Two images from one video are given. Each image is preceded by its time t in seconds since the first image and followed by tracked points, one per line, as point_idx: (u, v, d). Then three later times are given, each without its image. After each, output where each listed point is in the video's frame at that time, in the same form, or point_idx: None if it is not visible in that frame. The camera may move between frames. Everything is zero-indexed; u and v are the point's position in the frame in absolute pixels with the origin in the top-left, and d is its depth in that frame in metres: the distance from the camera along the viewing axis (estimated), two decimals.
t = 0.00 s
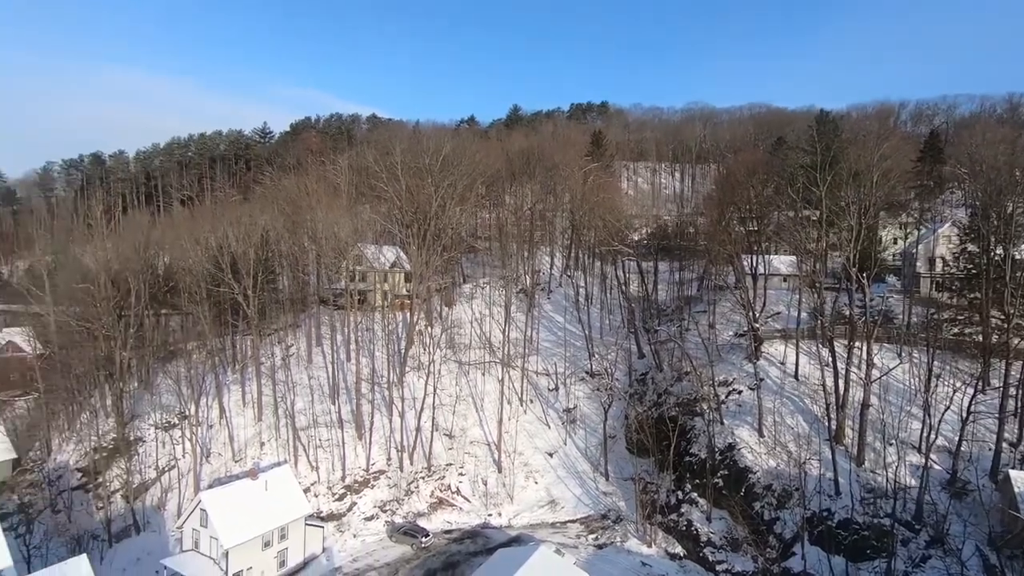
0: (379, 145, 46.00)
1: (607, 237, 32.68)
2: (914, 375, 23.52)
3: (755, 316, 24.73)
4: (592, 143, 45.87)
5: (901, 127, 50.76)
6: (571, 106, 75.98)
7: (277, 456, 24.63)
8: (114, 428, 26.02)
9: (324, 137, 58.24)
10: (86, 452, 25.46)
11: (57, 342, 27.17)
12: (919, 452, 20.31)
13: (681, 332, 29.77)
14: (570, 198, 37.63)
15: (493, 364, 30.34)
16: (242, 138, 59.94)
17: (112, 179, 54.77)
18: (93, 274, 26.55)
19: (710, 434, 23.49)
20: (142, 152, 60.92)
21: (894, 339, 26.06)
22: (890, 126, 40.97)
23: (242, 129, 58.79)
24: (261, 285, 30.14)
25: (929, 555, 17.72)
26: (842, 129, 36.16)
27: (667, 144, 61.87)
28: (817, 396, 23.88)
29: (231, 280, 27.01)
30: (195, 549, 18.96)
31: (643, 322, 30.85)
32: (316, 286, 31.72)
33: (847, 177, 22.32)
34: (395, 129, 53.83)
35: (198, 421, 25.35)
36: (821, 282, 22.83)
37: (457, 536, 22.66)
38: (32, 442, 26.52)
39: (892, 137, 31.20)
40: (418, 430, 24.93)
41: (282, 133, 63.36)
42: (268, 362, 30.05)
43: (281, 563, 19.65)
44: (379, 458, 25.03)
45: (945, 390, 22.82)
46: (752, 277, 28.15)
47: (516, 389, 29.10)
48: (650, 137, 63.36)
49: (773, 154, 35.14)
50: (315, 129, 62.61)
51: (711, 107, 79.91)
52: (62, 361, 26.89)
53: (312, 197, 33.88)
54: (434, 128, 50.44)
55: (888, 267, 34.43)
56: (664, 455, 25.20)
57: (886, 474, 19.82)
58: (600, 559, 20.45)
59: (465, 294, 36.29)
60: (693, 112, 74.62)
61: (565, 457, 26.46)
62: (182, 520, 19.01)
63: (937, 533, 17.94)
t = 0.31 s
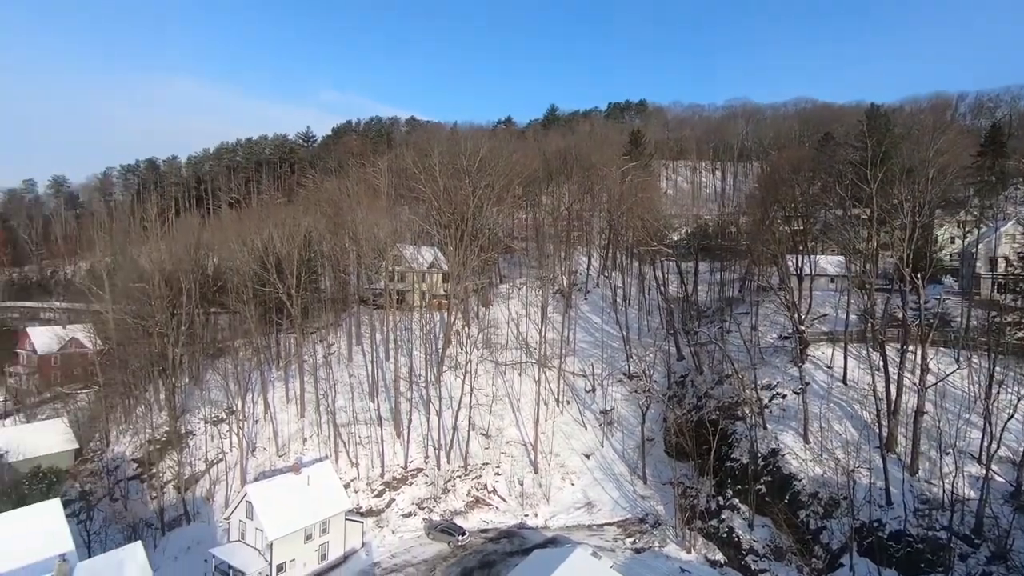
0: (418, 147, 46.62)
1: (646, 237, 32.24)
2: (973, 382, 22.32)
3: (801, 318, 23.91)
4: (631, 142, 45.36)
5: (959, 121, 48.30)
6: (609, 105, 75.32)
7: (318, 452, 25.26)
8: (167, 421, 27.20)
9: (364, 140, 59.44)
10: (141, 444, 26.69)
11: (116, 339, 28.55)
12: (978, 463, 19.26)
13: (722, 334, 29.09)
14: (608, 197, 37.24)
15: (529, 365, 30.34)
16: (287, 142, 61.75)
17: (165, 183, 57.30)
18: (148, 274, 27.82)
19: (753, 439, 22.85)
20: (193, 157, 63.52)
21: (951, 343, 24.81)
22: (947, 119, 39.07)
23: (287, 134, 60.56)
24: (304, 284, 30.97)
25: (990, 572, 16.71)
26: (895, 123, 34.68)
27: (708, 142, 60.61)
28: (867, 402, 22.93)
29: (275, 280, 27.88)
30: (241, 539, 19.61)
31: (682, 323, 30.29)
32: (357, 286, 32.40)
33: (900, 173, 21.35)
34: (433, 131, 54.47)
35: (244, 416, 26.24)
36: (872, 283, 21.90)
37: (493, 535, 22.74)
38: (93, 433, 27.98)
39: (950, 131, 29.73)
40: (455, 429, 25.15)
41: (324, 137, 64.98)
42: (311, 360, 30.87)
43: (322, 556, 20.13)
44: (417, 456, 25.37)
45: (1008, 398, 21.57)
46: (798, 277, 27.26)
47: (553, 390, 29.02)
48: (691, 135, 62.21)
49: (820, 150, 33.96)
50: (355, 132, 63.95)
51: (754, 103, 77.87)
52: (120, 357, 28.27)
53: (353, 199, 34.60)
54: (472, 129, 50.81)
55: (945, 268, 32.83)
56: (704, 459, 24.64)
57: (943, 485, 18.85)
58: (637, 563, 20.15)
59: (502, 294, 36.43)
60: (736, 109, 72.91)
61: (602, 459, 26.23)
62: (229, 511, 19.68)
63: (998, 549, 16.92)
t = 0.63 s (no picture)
0: (467, 149, 47.16)
1: (698, 237, 31.45)
2: None
3: (865, 322, 22.70)
4: (682, 140, 44.35)
5: None
6: (660, 103, 73.94)
7: (370, 448, 25.91)
8: (230, 415, 28.57)
9: (415, 143, 60.61)
10: (206, 435, 28.10)
11: (184, 336, 30.22)
12: None
13: (779, 337, 28.02)
14: (658, 197, 36.53)
15: (577, 366, 30.15)
16: (341, 146, 63.70)
17: (229, 187, 60.22)
18: (213, 274, 29.29)
19: (812, 447, 21.88)
20: (255, 162, 66.48)
21: None
22: None
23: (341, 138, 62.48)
24: (357, 284, 31.85)
25: None
26: (971, 114, 32.48)
27: (765, 139, 58.56)
28: (939, 412, 21.55)
29: (330, 280, 28.82)
30: (297, 530, 20.31)
31: (736, 326, 29.36)
32: (407, 286, 33.04)
33: (977, 168, 19.98)
34: (482, 133, 54.93)
35: (301, 411, 27.23)
36: (945, 286, 20.57)
37: (541, 536, 22.67)
38: (163, 424, 29.68)
39: None
40: (503, 429, 25.26)
41: (377, 140, 66.66)
42: (363, 358, 31.72)
43: (373, 550, 20.61)
44: (465, 455, 25.62)
45: None
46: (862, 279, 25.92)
47: (601, 392, 28.70)
48: (746, 132, 60.28)
49: (886, 145, 32.22)
50: (406, 135, 65.28)
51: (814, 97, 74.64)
52: (187, 353, 29.89)
53: (404, 201, 35.33)
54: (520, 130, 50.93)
55: None
56: (759, 468, 23.75)
57: None
58: (688, 572, 19.57)
59: (550, 295, 36.36)
60: (794, 103, 70.14)
61: (651, 463, 25.74)
62: (287, 502, 20.42)
63: None
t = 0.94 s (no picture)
0: (513, 151, 47.36)
1: (751, 237, 30.46)
2: None
3: (935, 326, 21.40)
4: (734, 137, 43.07)
5: None
6: (710, 100, 72.07)
7: (418, 446, 26.36)
8: (285, 410, 29.66)
9: (462, 145, 61.34)
10: (263, 430, 29.26)
11: (243, 333, 31.57)
12: None
13: (838, 341, 26.80)
14: (709, 196, 35.58)
15: (624, 368, 29.73)
16: (390, 150, 65.15)
17: (285, 191, 62.54)
18: (270, 274, 30.50)
19: (875, 457, 20.81)
20: (309, 167, 68.86)
21: None
22: None
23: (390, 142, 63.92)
24: (405, 285, 32.46)
25: None
26: None
27: (823, 134, 56.15)
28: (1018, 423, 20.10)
29: (380, 280, 29.51)
30: (348, 524, 20.83)
31: (792, 329, 28.26)
32: (454, 287, 33.43)
33: None
34: (528, 134, 54.96)
35: (351, 408, 27.98)
36: None
37: (586, 540, 22.45)
38: (223, 418, 31.09)
39: None
40: (549, 430, 25.20)
41: (425, 143, 67.78)
42: (411, 357, 32.31)
43: (420, 546, 20.93)
44: (511, 455, 25.68)
45: None
46: (931, 280, 24.46)
47: (649, 395, 28.18)
48: (802, 127, 57.98)
49: (958, 137, 30.30)
50: (454, 138, 66.10)
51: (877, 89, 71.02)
52: (246, 350, 31.21)
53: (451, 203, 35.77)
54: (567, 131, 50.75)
55: None
56: (816, 477, 22.76)
57: None
58: None
59: (596, 296, 36.01)
60: (855, 96, 66.95)
61: (701, 469, 25.09)
62: (338, 496, 20.99)
63: None
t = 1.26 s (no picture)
0: (560, 151, 47.23)
1: (807, 236, 29.26)
2: None
3: (1013, 331, 19.91)
4: (790, 133, 41.47)
5: None
6: (764, 95, 69.68)
7: (464, 445, 26.61)
8: (337, 407, 30.55)
9: (508, 147, 61.62)
10: (316, 426, 30.23)
11: (297, 332, 32.72)
12: None
13: (904, 347, 25.38)
14: (763, 194, 34.39)
15: (673, 371, 29.11)
16: (438, 153, 66.14)
17: (337, 195, 64.50)
18: (323, 275, 31.49)
19: (945, 470, 19.58)
20: (360, 171, 70.77)
21: None
22: None
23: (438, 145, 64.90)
24: (452, 285, 32.83)
25: None
26: None
27: (887, 128, 53.29)
28: None
29: (427, 281, 29.98)
30: (396, 520, 21.24)
31: (853, 334, 26.95)
32: (500, 287, 33.57)
33: None
34: (575, 134, 54.66)
35: (400, 407, 28.55)
36: None
37: (634, 545, 22.08)
38: (279, 413, 32.30)
39: None
40: (595, 433, 24.94)
41: (472, 146, 68.48)
42: (458, 357, 32.67)
43: (467, 545, 21.10)
44: (557, 457, 25.56)
45: None
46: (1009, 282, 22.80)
47: (699, 399, 27.49)
48: (864, 121, 55.22)
49: None
50: (500, 140, 66.47)
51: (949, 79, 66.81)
52: (300, 348, 32.31)
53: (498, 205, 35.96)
54: (614, 130, 50.18)
55: None
56: (880, 489, 21.64)
57: None
58: None
59: (644, 298, 35.41)
60: (923, 87, 63.22)
61: (754, 477, 24.26)
62: (387, 493, 21.43)
63: None
